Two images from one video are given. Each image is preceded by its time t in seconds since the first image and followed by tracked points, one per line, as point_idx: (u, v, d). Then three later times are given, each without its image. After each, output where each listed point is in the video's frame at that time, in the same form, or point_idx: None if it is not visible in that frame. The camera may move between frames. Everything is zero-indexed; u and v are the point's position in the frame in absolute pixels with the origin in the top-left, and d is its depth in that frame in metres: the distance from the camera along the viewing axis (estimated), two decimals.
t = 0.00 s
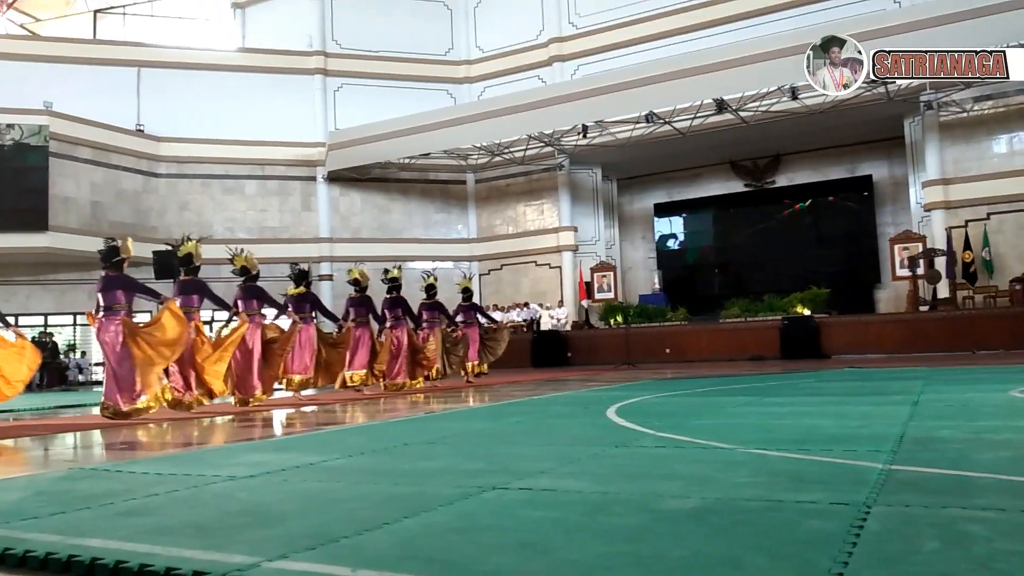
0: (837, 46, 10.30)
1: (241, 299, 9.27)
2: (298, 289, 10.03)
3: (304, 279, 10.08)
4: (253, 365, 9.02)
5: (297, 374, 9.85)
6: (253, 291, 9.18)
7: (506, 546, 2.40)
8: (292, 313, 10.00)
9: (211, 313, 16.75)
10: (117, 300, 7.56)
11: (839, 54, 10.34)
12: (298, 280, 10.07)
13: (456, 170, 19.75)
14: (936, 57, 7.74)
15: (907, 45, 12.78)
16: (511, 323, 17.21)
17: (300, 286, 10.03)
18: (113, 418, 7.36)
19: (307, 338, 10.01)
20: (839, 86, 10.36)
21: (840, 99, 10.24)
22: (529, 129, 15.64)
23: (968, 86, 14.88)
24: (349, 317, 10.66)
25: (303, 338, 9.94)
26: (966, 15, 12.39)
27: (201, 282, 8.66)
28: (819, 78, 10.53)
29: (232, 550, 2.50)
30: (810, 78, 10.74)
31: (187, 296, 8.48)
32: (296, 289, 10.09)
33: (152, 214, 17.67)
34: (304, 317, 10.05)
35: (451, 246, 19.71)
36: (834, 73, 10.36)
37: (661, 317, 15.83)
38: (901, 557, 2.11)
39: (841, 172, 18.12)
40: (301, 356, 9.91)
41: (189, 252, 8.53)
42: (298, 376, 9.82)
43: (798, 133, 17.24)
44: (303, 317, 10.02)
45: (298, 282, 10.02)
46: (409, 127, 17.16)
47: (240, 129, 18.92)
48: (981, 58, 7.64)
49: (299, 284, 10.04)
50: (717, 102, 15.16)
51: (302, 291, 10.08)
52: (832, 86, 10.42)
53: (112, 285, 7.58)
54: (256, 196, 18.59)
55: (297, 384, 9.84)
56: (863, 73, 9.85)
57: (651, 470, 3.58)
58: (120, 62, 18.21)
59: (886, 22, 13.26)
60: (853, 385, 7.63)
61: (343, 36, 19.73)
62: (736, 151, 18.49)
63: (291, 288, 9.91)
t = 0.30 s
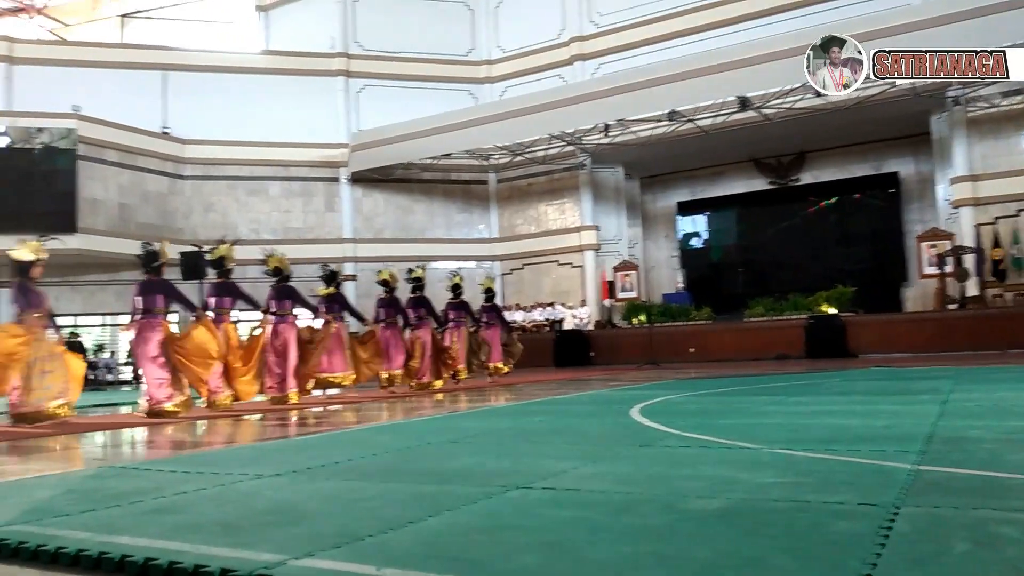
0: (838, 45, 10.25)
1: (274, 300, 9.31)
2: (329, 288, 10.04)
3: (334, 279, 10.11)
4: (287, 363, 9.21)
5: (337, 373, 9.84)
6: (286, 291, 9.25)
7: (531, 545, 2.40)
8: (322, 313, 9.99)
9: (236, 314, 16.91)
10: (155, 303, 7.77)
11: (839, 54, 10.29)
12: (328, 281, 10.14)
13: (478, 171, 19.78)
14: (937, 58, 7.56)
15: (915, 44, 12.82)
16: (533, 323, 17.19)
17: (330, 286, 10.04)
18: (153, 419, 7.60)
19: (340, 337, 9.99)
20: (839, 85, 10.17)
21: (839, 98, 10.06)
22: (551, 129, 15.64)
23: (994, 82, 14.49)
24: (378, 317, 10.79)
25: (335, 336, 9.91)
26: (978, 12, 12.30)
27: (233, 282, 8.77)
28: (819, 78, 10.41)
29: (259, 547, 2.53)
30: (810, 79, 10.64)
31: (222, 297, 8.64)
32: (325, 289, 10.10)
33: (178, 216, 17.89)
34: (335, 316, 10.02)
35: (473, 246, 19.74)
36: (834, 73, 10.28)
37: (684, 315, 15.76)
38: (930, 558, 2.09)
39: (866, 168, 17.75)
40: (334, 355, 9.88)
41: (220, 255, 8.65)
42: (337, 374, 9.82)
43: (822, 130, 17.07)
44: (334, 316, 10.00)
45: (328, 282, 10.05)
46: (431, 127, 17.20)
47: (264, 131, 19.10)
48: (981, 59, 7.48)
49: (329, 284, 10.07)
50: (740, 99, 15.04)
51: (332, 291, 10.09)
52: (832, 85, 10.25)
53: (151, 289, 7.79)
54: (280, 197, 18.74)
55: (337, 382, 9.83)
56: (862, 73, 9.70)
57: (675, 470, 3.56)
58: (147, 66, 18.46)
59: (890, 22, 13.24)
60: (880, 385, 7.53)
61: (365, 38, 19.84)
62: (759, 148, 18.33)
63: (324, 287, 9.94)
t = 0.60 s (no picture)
0: (837, 46, 9.78)
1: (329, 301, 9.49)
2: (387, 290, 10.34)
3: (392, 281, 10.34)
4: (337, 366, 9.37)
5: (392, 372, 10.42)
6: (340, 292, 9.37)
7: (574, 546, 2.39)
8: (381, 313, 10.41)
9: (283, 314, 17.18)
10: (214, 304, 8.01)
11: (839, 54, 9.89)
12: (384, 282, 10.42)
13: (519, 171, 19.79)
14: (937, 57, 7.16)
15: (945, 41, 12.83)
16: (575, 323, 17.14)
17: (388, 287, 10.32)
18: (205, 417, 7.91)
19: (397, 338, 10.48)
20: (839, 85, 9.92)
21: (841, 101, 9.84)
22: (592, 127, 15.59)
23: None
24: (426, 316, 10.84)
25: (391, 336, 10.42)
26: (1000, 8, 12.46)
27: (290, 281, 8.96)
28: (819, 79, 10.10)
29: (305, 545, 2.57)
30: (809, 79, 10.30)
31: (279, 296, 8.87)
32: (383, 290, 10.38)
33: (226, 219, 18.26)
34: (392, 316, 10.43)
35: (515, 246, 19.76)
36: (834, 74, 9.98)
37: (729, 315, 15.53)
38: (987, 565, 2.03)
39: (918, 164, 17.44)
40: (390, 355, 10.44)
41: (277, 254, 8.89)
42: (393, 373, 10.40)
43: (871, 125, 16.71)
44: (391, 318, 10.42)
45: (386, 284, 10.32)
46: (473, 128, 17.26)
47: (310, 134, 19.39)
48: (982, 58, 7.20)
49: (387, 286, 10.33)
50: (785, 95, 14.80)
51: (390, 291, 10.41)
52: (832, 86, 10.02)
53: (210, 290, 7.96)
54: (325, 199, 19.02)
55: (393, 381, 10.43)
56: (862, 74, 9.33)
57: (721, 471, 3.52)
58: (195, 72, 18.87)
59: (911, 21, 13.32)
60: (933, 386, 7.34)
61: (407, 41, 19.99)
62: (806, 144, 18.01)
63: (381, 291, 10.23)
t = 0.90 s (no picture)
0: (836, 45, 9.38)
1: (355, 301, 9.52)
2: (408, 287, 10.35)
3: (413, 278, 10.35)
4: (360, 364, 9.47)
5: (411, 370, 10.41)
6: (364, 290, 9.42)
7: (589, 545, 2.39)
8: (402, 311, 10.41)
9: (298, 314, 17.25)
10: (240, 299, 8.14)
11: (840, 54, 9.51)
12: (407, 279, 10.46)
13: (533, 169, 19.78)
14: (936, 56, 6.75)
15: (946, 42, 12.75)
16: (588, 322, 17.13)
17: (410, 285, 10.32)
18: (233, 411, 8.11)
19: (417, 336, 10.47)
20: (839, 86, 9.52)
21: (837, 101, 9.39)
22: (605, 126, 15.57)
23: None
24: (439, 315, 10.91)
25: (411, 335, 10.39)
26: (1000, 9, 12.30)
27: (315, 278, 9.05)
28: (819, 79, 9.78)
29: (320, 543, 2.58)
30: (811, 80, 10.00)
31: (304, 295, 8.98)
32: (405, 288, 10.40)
33: (241, 218, 18.36)
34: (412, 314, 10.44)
35: (529, 244, 19.75)
36: (834, 73, 9.58)
37: (744, 315, 15.49)
38: (1005, 567, 2.01)
39: (934, 161, 17.25)
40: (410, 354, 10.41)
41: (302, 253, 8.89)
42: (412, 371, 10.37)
43: (887, 123, 16.59)
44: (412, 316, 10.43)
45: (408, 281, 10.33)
46: (486, 128, 17.27)
47: (324, 134, 19.47)
48: (981, 58, 6.80)
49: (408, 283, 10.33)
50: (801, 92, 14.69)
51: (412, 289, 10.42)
52: (831, 87, 9.62)
53: (235, 286, 8.08)
54: (340, 199, 19.09)
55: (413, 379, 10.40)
56: (860, 72, 8.81)
57: (735, 471, 3.51)
58: (211, 73, 18.99)
59: (911, 21, 13.37)
60: (950, 385, 7.28)
61: (421, 40, 20.03)
62: (821, 142, 17.89)
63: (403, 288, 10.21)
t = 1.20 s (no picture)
0: (837, 46, 10.56)
1: (389, 301, 9.71)
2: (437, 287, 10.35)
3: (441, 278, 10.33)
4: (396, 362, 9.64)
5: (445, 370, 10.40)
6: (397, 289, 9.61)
7: (614, 546, 2.39)
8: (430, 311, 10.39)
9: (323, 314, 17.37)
10: (276, 306, 8.60)
11: (839, 54, 10.65)
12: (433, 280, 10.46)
13: (556, 169, 19.76)
14: (936, 56, 7.34)
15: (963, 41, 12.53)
16: (612, 322, 17.09)
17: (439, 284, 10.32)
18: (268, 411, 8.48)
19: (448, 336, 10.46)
20: (839, 85, 10.69)
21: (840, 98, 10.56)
22: (629, 125, 15.50)
23: None
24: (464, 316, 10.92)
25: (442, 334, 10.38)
26: (1010, 8, 12.12)
27: (351, 282, 9.33)
28: (820, 78, 10.89)
29: (346, 542, 2.60)
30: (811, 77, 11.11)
31: (342, 296, 9.31)
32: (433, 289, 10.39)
33: (268, 220, 18.53)
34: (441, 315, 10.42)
35: (552, 244, 19.74)
36: (834, 73, 10.76)
37: (771, 315, 15.33)
38: None
39: (964, 159, 17.00)
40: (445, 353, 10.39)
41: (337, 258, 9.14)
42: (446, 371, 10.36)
43: (915, 120, 16.36)
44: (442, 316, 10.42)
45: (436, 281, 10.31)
46: (510, 128, 17.28)
47: (348, 135, 19.60)
48: (981, 58, 7.44)
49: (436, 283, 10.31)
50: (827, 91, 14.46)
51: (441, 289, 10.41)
52: (832, 85, 10.76)
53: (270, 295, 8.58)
54: (364, 200, 19.20)
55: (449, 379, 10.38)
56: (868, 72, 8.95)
57: (761, 472, 3.48)
58: (236, 76, 19.18)
59: (923, 21, 13.15)
60: (981, 385, 7.17)
61: (445, 42, 20.11)
62: (848, 140, 17.67)
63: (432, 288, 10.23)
